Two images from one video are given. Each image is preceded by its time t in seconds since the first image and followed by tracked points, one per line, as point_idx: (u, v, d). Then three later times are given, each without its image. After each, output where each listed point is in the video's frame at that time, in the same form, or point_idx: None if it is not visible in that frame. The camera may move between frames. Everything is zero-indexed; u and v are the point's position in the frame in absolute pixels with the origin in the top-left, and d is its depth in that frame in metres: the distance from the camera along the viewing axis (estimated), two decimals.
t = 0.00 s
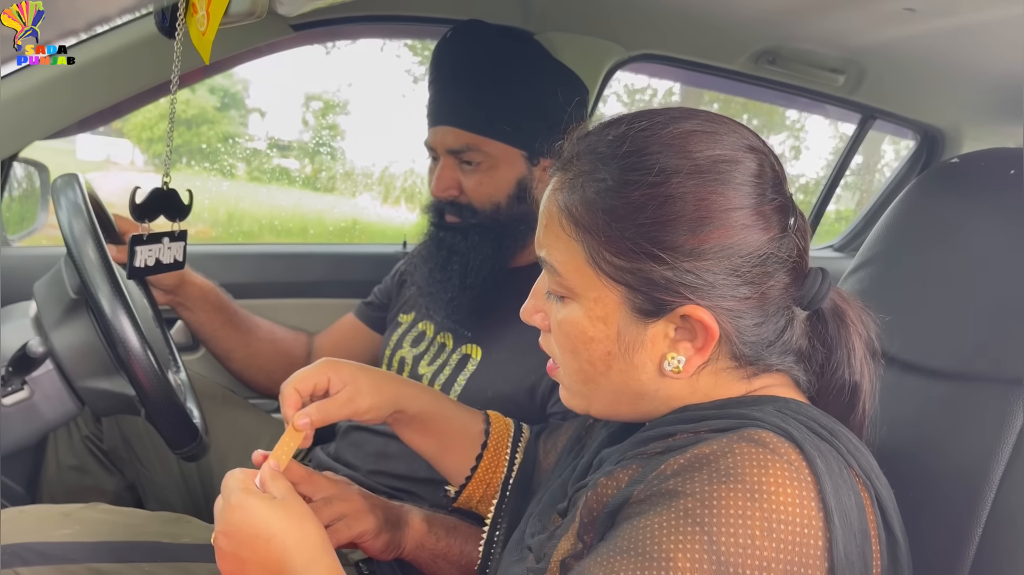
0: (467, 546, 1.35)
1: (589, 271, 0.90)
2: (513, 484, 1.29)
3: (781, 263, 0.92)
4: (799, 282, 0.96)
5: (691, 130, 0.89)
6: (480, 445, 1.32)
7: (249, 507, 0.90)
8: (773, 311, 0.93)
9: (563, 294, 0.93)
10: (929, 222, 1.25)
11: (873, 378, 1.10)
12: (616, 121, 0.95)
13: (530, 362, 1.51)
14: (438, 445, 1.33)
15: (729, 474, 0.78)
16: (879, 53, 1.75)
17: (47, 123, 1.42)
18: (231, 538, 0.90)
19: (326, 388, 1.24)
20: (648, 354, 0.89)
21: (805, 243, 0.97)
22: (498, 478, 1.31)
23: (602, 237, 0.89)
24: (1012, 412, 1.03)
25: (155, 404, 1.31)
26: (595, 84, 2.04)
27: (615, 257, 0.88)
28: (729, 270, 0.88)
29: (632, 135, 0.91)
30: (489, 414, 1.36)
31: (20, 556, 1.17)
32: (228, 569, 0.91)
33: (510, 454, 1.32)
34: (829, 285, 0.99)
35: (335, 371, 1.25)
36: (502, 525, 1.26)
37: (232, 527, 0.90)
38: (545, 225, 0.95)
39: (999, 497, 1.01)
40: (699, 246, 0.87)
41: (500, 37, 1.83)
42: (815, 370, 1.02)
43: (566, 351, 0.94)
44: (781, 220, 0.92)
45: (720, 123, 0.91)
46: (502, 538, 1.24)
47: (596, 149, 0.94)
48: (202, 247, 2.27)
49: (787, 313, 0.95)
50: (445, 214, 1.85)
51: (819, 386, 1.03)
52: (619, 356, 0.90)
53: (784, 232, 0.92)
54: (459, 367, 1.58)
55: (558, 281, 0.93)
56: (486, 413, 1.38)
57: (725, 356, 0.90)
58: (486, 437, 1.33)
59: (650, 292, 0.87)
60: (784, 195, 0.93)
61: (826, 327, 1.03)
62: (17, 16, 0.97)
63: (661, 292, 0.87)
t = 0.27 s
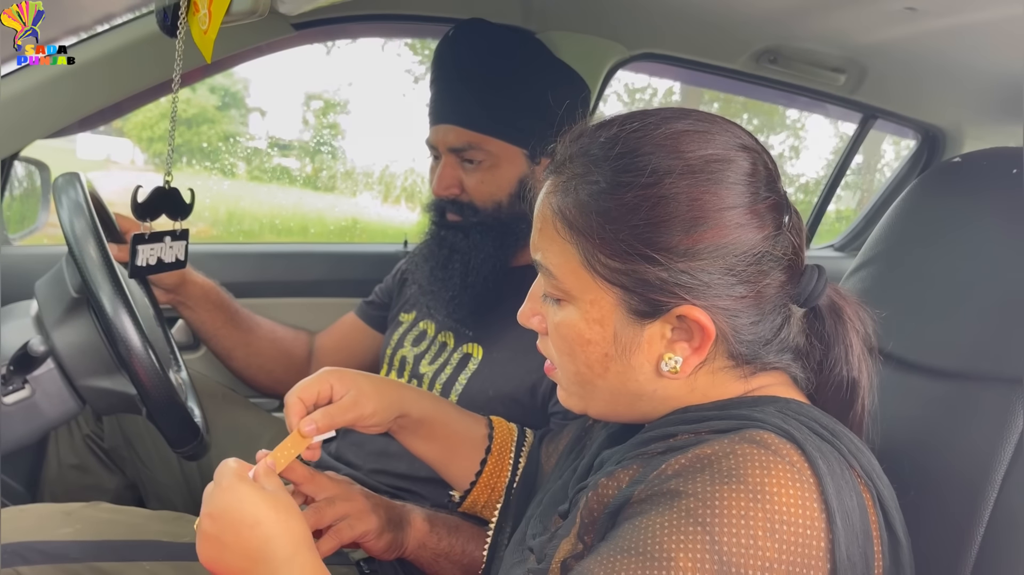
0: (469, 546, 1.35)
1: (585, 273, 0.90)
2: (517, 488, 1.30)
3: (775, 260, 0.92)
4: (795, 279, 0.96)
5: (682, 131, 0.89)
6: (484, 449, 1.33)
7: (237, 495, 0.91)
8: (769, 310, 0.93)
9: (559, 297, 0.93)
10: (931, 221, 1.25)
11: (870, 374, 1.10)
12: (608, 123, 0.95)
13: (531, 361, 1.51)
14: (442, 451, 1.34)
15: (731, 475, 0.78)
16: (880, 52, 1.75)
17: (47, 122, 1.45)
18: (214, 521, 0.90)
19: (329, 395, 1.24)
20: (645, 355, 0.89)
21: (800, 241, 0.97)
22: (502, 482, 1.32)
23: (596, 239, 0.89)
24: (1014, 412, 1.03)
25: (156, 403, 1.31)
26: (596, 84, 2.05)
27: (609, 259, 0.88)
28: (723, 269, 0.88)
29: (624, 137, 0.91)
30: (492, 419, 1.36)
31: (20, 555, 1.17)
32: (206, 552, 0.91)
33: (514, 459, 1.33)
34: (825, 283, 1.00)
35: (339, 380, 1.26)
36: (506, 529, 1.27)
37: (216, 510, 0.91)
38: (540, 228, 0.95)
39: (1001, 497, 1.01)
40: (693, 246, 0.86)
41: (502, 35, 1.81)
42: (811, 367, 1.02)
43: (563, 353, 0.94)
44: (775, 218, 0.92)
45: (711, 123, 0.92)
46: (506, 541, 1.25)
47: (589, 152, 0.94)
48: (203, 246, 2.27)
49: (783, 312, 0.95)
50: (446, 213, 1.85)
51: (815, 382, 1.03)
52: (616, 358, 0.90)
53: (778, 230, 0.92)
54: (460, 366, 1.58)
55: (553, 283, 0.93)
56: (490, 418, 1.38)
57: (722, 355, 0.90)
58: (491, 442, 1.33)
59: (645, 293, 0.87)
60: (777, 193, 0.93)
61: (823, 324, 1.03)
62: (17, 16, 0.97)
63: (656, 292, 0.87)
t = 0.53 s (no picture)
0: (470, 545, 1.35)
1: (583, 274, 0.90)
2: (519, 488, 1.31)
3: (774, 258, 0.92)
4: (794, 278, 0.96)
5: (679, 130, 0.89)
6: (486, 451, 1.32)
7: (240, 495, 0.91)
8: (768, 309, 0.93)
9: (558, 298, 0.93)
10: (932, 220, 1.25)
11: (868, 370, 1.09)
12: (605, 124, 0.96)
13: (532, 360, 1.51)
14: (444, 452, 1.33)
15: (734, 476, 0.78)
16: (880, 51, 1.75)
17: (49, 124, 1.46)
18: (216, 520, 0.91)
19: (334, 396, 1.23)
20: (645, 355, 0.89)
21: (798, 239, 0.97)
22: (504, 483, 1.32)
23: (594, 239, 0.89)
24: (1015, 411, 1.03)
25: (157, 402, 1.32)
26: (596, 83, 2.05)
27: (608, 259, 0.88)
28: (722, 268, 0.88)
29: (621, 137, 0.91)
30: (495, 420, 1.36)
31: (21, 554, 1.18)
32: (206, 553, 0.91)
33: (516, 460, 1.33)
34: (824, 281, 1.00)
35: (343, 381, 1.25)
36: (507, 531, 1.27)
37: (218, 509, 0.91)
38: (538, 229, 0.95)
39: (1002, 497, 1.01)
40: (691, 245, 0.86)
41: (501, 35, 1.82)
42: (810, 365, 1.02)
43: (562, 354, 0.94)
44: (773, 217, 0.92)
45: (708, 123, 0.92)
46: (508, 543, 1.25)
47: (586, 153, 0.94)
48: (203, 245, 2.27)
49: (782, 310, 0.95)
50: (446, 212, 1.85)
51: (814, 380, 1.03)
52: (616, 358, 0.90)
53: (776, 228, 0.92)
54: (460, 365, 1.58)
55: (552, 284, 0.93)
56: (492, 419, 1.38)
57: (721, 355, 0.90)
58: (493, 443, 1.33)
59: (643, 292, 0.87)
60: (774, 191, 0.93)
61: (822, 321, 1.03)
62: (17, 16, 0.97)
63: (654, 292, 0.87)
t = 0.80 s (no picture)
0: (469, 543, 1.35)
1: (584, 271, 0.90)
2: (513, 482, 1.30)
3: (774, 255, 0.92)
4: (795, 275, 0.96)
5: (679, 127, 0.89)
6: (479, 444, 1.32)
7: (246, 505, 0.91)
8: (768, 306, 0.93)
9: (559, 295, 0.93)
10: (932, 218, 1.24)
11: (869, 368, 1.09)
12: (606, 122, 0.95)
13: (531, 358, 1.51)
14: (439, 444, 1.33)
15: (731, 474, 0.78)
16: (881, 48, 1.74)
17: (50, 120, 1.46)
18: (221, 533, 0.90)
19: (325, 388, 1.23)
20: (646, 352, 0.89)
21: (799, 236, 0.97)
22: (497, 477, 1.32)
23: (595, 237, 0.89)
24: (1014, 410, 1.02)
25: (157, 400, 1.31)
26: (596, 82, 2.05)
27: (609, 256, 0.88)
28: (723, 265, 0.87)
29: (621, 135, 0.91)
30: (488, 415, 1.36)
31: (21, 552, 1.18)
32: (214, 564, 0.91)
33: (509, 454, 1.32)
34: (825, 279, 1.00)
35: (335, 373, 1.25)
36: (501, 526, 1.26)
37: (223, 521, 0.91)
38: (539, 227, 0.95)
39: (1001, 496, 1.00)
40: (692, 242, 0.86)
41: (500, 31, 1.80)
42: (810, 363, 1.02)
43: (564, 351, 0.94)
44: (774, 213, 0.91)
45: (708, 120, 0.91)
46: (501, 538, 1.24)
47: (587, 151, 0.94)
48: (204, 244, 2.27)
49: (783, 308, 0.95)
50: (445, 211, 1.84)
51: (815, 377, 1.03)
52: (617, 355, 0.90)
53: (777, 225, 0.91)
54: (460, 364, 1.58)
55: (553, 282, 0.93)
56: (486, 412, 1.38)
57: (722, 352, 0.90)
58: (486, 437, 1.33)
59: (644, 290, 0.87)
60: (775, 188, 0.92)
61: (822, 319, 1.03)
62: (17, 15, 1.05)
63: (655, 289, 0.87)
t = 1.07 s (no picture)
0: (468, 540, 1.36)
1: (579, 269, 0.90)
2: (505, 475, 1.29)
3: (768, 250, 0.91)
4: (789, 270, 0.96)
5: (671, 124, 0.88)
6: (469, 437, 1.32)
7: (247, 517, 0.91)
8: (763, 301, 0.93)
9: (555, 293, 0.93)
10: (933, 215, 1.24)
11: (865, 364, 1.09)
12: (599, 119, 0.95)
13: (530, 356, 1.51)
14: (429, 435, 1.33)
15: (724, 472, 0.78)
16: (880, 45, 1.73)
17: (50, 117, 1.45)
18: (223, 545, 0.90)
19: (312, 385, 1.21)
20: (641, 348, 0.89)
21: (793, 231, 0.96)
22: (487, 470, 1.31)
23: (589, 234, 0.89)
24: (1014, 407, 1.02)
25: (156, 399, 1.31)
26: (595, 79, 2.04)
27: (603, 253, 0.88)
28: (717, 260, 0.87)
29: (614, 132, 0.91)
30: (478, 406, 1.36)
31: (20, 551, 1.18)
32: None
33: (499, 446, 1.31)
34: (819, 275, 0.99)
35: (320, 369, 1.23)
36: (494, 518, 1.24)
37: (225, 534, 0.91)
38: (535, 226, 0.95)
39: (1000, 495, 1.00)
40: (686, 238, 0.86)
41: (498, 28, 1.81)
42: (806, 358, 1.01)
43: (560, 349, 0.94)
44: (767, 208, 0.91)
45: (700, 116, 0.91)
46: (495, 530, 1.22)
47: (581, 148, 0.94)
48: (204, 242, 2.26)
49: (777, 303, 0.95)
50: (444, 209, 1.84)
51: (811, 373, 1.03)
52: (612, 352, 0.90)
53: (770, 220, 0.91)
54: (459, 362, 1.58)
55: (549, 280, 0.93)
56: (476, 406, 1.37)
57: (718, 348, 0.90)
58: (476, 429, 1.32)
59: (639, 286, 0.87)
60: (767, 183, 0.92)
61: (818, 315, 1.03)
62: (18, 17, 1.09)
63: (650, 285, 0.87)
